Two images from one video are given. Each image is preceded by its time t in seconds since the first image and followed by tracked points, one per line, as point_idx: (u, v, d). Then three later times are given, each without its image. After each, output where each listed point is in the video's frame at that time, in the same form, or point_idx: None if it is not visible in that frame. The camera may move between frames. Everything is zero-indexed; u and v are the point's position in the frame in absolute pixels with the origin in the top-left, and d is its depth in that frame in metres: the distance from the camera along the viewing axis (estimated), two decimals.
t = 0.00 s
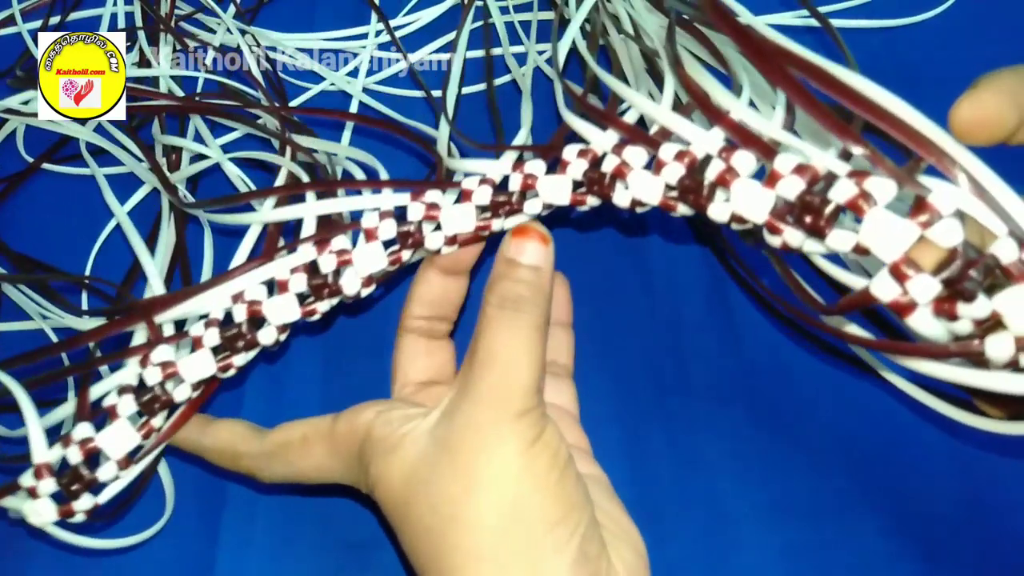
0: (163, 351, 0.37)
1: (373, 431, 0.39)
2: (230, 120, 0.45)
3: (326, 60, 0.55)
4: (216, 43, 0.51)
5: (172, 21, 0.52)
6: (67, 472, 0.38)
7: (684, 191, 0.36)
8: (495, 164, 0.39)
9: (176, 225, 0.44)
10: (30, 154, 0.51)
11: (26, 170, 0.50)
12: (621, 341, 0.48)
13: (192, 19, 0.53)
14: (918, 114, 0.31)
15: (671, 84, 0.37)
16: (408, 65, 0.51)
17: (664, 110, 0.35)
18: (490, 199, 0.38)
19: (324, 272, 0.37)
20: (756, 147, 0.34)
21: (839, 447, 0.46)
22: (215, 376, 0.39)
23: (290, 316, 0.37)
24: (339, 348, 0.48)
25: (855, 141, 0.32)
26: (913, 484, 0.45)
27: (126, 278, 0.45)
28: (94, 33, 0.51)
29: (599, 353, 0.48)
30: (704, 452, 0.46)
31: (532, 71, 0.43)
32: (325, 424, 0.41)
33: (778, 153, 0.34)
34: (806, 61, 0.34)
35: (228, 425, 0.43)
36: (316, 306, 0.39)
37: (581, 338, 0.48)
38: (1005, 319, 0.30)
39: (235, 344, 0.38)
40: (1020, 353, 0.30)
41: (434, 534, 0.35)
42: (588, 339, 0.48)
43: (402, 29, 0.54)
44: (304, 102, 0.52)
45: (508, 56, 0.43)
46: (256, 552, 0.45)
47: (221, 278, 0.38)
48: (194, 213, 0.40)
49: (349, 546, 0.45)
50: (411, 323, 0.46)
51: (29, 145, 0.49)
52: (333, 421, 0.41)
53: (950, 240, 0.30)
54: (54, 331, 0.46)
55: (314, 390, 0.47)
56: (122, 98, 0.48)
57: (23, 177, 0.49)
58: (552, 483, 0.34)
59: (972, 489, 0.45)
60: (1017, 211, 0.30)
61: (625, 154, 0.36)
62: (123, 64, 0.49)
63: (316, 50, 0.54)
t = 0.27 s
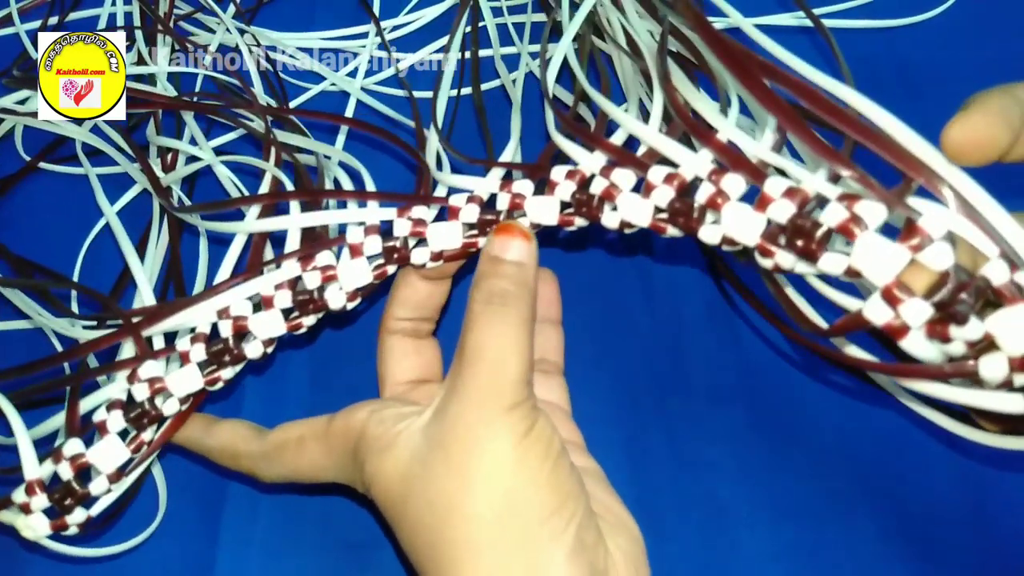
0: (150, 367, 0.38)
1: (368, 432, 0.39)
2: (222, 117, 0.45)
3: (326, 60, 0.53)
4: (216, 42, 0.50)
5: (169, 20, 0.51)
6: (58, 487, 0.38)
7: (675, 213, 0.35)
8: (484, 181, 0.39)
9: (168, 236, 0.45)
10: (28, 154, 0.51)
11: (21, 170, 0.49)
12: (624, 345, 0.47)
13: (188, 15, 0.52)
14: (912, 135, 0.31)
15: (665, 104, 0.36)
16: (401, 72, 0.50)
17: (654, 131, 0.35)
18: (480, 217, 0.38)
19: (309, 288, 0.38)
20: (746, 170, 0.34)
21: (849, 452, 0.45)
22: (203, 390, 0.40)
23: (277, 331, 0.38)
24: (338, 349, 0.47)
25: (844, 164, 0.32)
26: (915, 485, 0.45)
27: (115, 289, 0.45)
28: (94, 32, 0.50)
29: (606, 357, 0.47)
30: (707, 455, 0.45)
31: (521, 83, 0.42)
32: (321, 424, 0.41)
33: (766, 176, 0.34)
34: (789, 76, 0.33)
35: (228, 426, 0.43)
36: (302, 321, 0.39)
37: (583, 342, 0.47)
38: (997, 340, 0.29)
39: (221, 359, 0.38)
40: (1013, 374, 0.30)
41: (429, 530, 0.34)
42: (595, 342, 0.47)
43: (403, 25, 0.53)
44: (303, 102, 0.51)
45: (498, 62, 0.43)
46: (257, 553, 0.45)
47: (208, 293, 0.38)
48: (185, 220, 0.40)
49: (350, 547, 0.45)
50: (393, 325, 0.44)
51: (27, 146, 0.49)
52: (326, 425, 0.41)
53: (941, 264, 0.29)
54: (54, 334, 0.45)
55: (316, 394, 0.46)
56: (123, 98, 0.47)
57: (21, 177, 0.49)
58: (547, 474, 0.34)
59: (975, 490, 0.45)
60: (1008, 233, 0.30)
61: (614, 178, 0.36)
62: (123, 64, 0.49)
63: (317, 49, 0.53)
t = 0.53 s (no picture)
0: (132, 369, 0.38)
1: (355, 438, 0.39)
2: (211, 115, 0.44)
3: (326, 60, 0.53)
4: (214, 43, 0.50)
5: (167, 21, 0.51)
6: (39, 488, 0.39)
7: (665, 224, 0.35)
8: (471, 188, 0.38)
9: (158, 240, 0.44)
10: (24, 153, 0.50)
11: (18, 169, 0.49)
12: (622, 344, 0.47)
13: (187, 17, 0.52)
14: (908, 150, 0.30)
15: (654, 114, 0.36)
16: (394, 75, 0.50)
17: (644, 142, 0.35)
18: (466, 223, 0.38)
19: (293, 292, 0.37)
20: (736, 183, 0.33)
21: (853, 453, 0.45)
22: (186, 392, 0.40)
23: (259, 335, 0.38)
24: (334, 349, 0.47)
25: (835, 178, 0.32)
26: (916, 486, 0.45)
27: (103, 291, 0.45)
28: (94, 32, 0.50)
29: (608, 358, 0.46)
30: (705, 454, 0.45)
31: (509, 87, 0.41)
32: (307, 433, 0.41)
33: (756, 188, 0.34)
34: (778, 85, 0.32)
35: (216, 432, 0.43)
36: (284, 324, 0.38)
37: (580, 342, 0.47)
38: (986, 351, 0.29)
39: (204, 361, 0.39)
40: (1004, 385, 0.30)
41: (416, 533, 0.34)
42: (596, 344, 0.47)
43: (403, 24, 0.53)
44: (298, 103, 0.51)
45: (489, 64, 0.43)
46: (255, 553, 0.45)
47: (191, 294, 0.38)
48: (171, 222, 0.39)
49: (348, 547, 0.45)
50: (376, 329, 0.44)
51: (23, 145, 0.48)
52: (314, 432, 0.41)
53: (930, 276, 0.30)
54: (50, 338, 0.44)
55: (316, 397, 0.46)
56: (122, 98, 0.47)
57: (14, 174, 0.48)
58: (535, 476, 0.34)
59: (977, 491, 0.45)
60: (999, 246, 0.30)
61: (603, 188, 0.36)
62: (123, 64, 0.48)
63: (316, 48, 0.53)
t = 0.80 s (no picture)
0: (135, 376, 0.39)
1: (373, 433, 0.39)
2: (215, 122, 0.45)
3: (326, 61, 0.52)
4: (214, 43, 0.50)
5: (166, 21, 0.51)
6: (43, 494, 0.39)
7: (650, 235, 0.35)
8: (467, 196, 0.38)
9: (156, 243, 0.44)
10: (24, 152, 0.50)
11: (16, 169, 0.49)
12: (625, 345, 0.46)
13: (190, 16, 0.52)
14: (892, 160, 0.30)
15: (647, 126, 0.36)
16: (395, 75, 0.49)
17: (631, 154, 0.35)
18: (462, 232, 0.38)
19: (291, 299, 0.38)
20: (719, 194, 0.34)
21: (855, 452, 0.45)
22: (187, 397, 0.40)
23: (259, 342, 0.38)
24: (337, 351, 0.47)
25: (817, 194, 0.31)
26: (921, 487, 0.44)
27: (102, 294, 0.44)
28: (94, 32, 0.50)
29: (609, 358, 0.46)
30: (708, 455, 0.45)
31: (507, 91, 0.41)
32: (324, 428, 0.40)
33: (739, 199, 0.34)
34: (763, 99, 0.32)
35: (226, 429, 0.42)
36: (283, 330, 0.39)
37: (582, 342, 0.46)
38: (964, 361, 0.29)
39: (203, 368, 0.38)
40: (981, 395, 0.30)
41: (442, 532, 0.34)
42: (599, 343, 0.46)
43: (405, 23, 0.52)
44: (298, 104, 0.50)
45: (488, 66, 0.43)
46: (259, 554, 0.45)
47: (190, 302, 0.38)
48: (166, 226, 0.40)
49: (352, 548, 0.45)
50: (375, 332, 0.43)
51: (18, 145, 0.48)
52: (330, 426, 0.40)
53: (905, 289, 0.30)
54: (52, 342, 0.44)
55: (321, 396, 0.46)
56: (122, 97, 0.47)
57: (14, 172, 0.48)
58: (560, 481, 0.34)
59: (982, 491, 0.44)
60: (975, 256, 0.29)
61: (592, 199, 0.36)
62: (123, 64, 0.48)
63: (317, 49, 0.52)
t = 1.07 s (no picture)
0: (123, 379, 0.39)
1: (368, 436, 0.38)
2: (208, 122, 0.44)
3: (326, 61, 0.52)
4: (212, 42, 0.50)
5: (166, 20, 0.51)
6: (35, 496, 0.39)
7: (641, 237, 0.35)
8: (454, 193, 0.38)
9: (150, 242, 0.44)
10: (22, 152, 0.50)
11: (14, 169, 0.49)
12: (623, 344, 0.46)
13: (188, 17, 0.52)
14: (886, 165, 0.30)
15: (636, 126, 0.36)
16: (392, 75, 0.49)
17: (622, 156, 0.35)
18: (448, 230, 0.38)
19: (276, 299, 0.38)
20: (710, 197, 0.33)
21: (853, 452, 0.45)
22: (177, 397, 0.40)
23: (245, 341, 0.38)
24: (334, 350, 0.47)
25: (807, 198, 0.32)
26: (919, 486, 0.44)
27: (95, 295, 0.44)
28: (93, 32, 0.50)
29: (608, 358, 0.46)
30: (705, 455, 0.45)
31: (500, 90, 0.41)
32: (318, 426, 0.40)
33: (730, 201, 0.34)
34: (751, 102, 0.32)
35: (218, 425, 0.42)
36: (270, 329, 0.39)
37: (580, 342, 0.46)
38: (954, 365, 0.30)
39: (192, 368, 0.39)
40: (972, 399, 0.30)
41: (438, 537, 0.34)
42: (597, 342, 0.46)
43: (404, 22, 0.52)
44: (297, 104, 0.50)
45: (479, 66, 0.43)
46: (257, 553, 0.45)
47: (180, 302, 0.38)
48: (160, 225, 0.40)
49: (349, 547, 0.45)
50: (363, 332, 0.43)
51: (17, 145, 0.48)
52: (324, 425, 0.40)
53: (897, 292, 0.30)
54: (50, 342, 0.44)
55: (318, 396, 0.46)
56: (122, 98, 0.47)
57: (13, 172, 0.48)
58: (558, 485, 0.34)
59: (979, 490, 0.44)
60: (968, 263, 0.30)
61: (580, 200, 0.36)
62: (123, 64, 0.48)
63: (316, 48, 0.52)
